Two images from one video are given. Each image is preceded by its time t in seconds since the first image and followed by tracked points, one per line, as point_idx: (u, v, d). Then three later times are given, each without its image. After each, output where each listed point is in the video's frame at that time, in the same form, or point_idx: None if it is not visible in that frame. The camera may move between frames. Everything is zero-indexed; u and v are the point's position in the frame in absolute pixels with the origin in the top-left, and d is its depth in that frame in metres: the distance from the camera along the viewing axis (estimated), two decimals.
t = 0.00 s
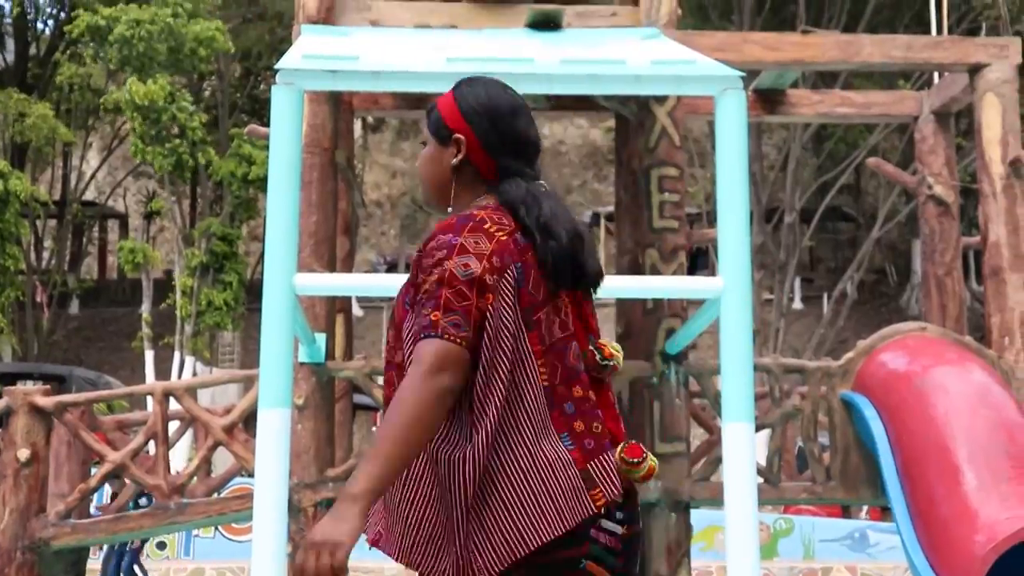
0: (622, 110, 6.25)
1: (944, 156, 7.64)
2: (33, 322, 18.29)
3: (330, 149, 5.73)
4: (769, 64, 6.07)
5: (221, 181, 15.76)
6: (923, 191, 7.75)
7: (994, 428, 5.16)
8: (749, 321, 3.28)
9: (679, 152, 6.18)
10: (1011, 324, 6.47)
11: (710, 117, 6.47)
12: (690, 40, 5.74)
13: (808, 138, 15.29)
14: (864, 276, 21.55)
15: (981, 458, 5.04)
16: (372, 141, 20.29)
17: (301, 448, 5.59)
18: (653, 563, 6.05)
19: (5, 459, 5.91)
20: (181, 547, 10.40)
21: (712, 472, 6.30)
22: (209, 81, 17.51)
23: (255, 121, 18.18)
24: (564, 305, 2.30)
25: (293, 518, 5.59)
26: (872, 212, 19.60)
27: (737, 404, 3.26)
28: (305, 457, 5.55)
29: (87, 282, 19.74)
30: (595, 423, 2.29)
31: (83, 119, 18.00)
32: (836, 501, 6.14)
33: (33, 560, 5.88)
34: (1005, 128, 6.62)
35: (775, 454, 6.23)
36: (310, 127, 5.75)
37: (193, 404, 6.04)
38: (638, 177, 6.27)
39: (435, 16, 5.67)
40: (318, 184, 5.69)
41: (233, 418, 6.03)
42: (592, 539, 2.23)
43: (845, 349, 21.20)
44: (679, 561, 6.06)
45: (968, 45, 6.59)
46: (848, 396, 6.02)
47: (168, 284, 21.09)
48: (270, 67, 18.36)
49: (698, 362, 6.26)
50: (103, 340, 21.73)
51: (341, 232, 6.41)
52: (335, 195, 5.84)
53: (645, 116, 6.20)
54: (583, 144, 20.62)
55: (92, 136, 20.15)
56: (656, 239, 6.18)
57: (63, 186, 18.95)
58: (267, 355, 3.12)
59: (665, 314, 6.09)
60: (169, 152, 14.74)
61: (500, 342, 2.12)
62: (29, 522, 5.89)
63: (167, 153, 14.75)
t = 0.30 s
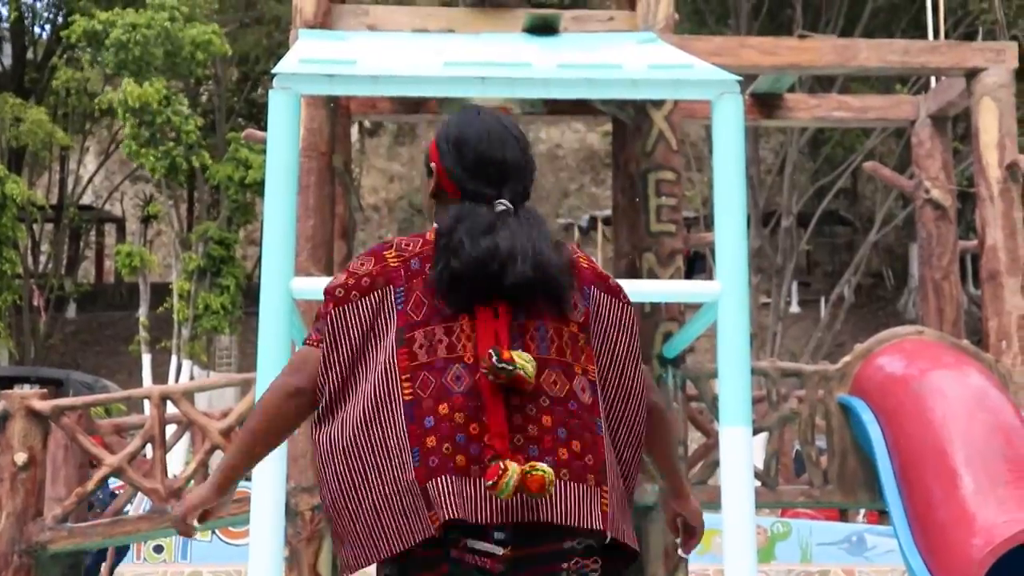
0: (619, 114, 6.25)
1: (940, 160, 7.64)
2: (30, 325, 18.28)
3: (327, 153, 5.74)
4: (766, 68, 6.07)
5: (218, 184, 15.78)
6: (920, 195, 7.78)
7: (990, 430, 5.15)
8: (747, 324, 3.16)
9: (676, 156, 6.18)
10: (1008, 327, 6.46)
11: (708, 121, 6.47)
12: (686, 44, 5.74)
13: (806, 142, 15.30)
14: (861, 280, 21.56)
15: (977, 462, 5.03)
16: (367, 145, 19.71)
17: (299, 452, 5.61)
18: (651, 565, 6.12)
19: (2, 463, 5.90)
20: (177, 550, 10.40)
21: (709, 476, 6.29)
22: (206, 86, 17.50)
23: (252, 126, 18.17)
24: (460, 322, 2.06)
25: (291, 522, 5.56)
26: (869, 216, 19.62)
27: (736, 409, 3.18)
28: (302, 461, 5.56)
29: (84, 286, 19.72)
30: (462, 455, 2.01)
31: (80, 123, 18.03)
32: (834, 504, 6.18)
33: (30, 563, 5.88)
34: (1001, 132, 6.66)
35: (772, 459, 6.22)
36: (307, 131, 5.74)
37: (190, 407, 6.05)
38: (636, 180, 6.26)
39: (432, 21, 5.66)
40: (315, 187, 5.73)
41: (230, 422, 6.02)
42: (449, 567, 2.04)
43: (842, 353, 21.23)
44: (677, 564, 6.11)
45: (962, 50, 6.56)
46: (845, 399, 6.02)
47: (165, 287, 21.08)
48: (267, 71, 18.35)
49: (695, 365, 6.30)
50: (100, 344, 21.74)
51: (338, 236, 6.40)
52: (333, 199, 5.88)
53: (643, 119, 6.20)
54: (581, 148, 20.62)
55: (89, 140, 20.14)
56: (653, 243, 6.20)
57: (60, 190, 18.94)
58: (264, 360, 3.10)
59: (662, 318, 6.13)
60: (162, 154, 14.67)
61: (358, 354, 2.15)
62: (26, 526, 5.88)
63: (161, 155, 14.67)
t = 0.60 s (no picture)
0: (622, 111, 6.25)
1: (944, 157, 7.63)
2: (34, 323, 18.28)
3: (330, 150, 5.77)
4: (768, 65, 6.06)
5: (221, 183, 15.74)
6: (924, 193, 7.76)
7: (995, 427, 5.16)
8: (747, 320, 3.90)
9: (679, 153, 6.20)
10: (1012, 324, 6.46)
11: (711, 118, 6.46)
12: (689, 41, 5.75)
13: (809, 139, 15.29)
14: (865, 277, 21.55)
15: (981, 459, 5.04)
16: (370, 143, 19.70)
17: (303, 449, 5.53)
18: (655, 563, 6.12)
19: (6, 460, 5.91)
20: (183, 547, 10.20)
21: (713, 473, 6.29)
22: (209, 83, 17.47)
23: (254, 123, 18.12)
24: (367, 302, 2.27)
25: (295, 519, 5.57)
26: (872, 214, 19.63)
27: (738, 401, 3.91)
28: (306, 459, 5.47)
29: (88, 284, 19.71)
30: (335, 422, 2.24)
31: (82, 121, 18.01)
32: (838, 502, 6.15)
33: (35, 561, 5.91)
34: (1005, 128, 6.62)
35: (776, 456, 6.19)
36: (310, 128, 5.77)
37: (194, 405, 6.05)
38: (638, 178, 6.27)
39: (435, 18, 5.66)
40: (318, 185, 5.70)
41: (233, 419, 6.03)
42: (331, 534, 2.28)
43: (847, 350, 21.21)
44: (681, 561, 6.12)
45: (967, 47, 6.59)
46: (848, 397, 6.03)
47: (168, 286, 21.08)
48: (270, 69, 18.31)
49: (699, 363, 6.28)
50: (103, 342, 21.74)
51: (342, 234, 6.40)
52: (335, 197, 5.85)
53: (645, 116, 6.20)
54: (584, 146, 20.57)
55: (92, 138, 20.14)
56: (656, 240, 6.19)
57: (63, 188, 18.92)
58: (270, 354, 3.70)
59: (665, 315, 6.20)
60: (166, 152, 14.70)
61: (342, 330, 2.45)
62: (30, 523, 5.91)
63: (164, 153, 14.71)
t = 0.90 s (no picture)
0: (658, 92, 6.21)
1: (985, 135, 7.53)
2: (75, 308, 18.50)
3: (366, 134, 5.78)
4: (805, 44, 5.93)
5: (258, 167, 15.82)
6: (964, 171, 7.70)
7: None
8: (786, 297, 3.98)
9: (715, 133, 6.16)
10: None
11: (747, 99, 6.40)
12: (726, 21, 5.70)
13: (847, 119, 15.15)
14: (904, 257, 21.35)
15: None
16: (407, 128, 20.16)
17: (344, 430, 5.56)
18: (694, 544, 6.15)
19: (50, 443, 5.99)
20: (223, 529, 11.22)
21: (752, 455, 6.27)
22: (244, 68, 17.52)
23: (290, 107, 18.15)
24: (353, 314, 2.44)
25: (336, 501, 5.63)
26: (912, 194, 19.43)
27: (777, 386, 3.99)
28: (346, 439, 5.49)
29: (127, 269, 19.87)
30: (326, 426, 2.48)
31: (121, 107, 18.12)
32: (878, 484, 6.12)
33: (80, 542, 6.00)
34: None
35: (816, 437, 6.18)
36: (346, 112, 5.80)
37: (233, 388, 6.11)
38: (674, 159, 6.25)
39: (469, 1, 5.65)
40: (354, 168, 5.71)
41: (272, 403, 6.09)
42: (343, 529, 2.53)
43: (886, 331, 21.07)
44: (719, 542, 6.14)
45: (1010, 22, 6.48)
46: (888, 377, 6.00)
47: (207, 270, 21.24)
48: (305, 53, 18.33)
49: (737, 344, 6.25)
50: (143, 326, 21.97)
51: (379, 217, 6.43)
52: (372, 180, 5.86)
53: (682, 97, 6.17)
54: (619, 127, 20.64)
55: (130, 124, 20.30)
56: (692, 221, 6.16)
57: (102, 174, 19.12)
58: (307, 341, 3.75)
59: (702, 297, 6.20)
60: (208, 137, 14.83)
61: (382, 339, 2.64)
62: (75, 505, 5.98)
63: (207, 138, 14.82)
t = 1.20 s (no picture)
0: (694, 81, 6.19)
1: None
2: (113, 298, 18.70)
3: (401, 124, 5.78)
4: (842, 31, 5.82)
5: (293, 158, 16.05)
6: (1004, 159, 7.22)
7: None
8: (824, 288, 3.89)
9: (752, 122, 6.15)
10: None
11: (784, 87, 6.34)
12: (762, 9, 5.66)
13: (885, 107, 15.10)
14: (942, 246, 21.18)
15: None
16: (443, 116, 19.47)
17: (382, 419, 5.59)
18: (729, 534, 6.14)
19: (89, 433, 6.02)
20: (260, 518, 11.75)
21: (788, 445, 6.23)
22: (281, 59, 17.71)
23: (325, 98, 18.23)
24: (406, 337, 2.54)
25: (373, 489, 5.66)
26: (951, 181, 19.28)
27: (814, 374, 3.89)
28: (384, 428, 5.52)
29: (165, 260, 20.08)
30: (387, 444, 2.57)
31: (158, 98, 18.31)
32: (916, 474, 6.08)
33: (119, 531, 6.05)
34: None
35: (852, 427, 6.16)
36: (382, 102, 5.80)
37: (269, 378, 6.11)
38: (710, 148, 6.23)
39: None
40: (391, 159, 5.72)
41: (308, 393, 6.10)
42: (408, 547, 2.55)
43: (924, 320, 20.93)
44: (755, 532, 6.12)
45: None
46: (925, 366, 5.97)
47: (244, 260, 21.44)
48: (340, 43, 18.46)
49: (773, 333, 6.22)
50: (181, 316, 22.18)
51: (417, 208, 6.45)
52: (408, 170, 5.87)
53: (717, 86, 6.14)
54: (654, 116, 20.37)
55: (166, 116, 20.56)
56: (728, 211, 6.14)
57: (139, 166, 19.42)
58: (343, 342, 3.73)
59: (738, 286, 6.19)
60: (250, 128, 15.29)
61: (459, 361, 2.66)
62: (114, 494, 6.02)
63: (249, 129, 15.29)
